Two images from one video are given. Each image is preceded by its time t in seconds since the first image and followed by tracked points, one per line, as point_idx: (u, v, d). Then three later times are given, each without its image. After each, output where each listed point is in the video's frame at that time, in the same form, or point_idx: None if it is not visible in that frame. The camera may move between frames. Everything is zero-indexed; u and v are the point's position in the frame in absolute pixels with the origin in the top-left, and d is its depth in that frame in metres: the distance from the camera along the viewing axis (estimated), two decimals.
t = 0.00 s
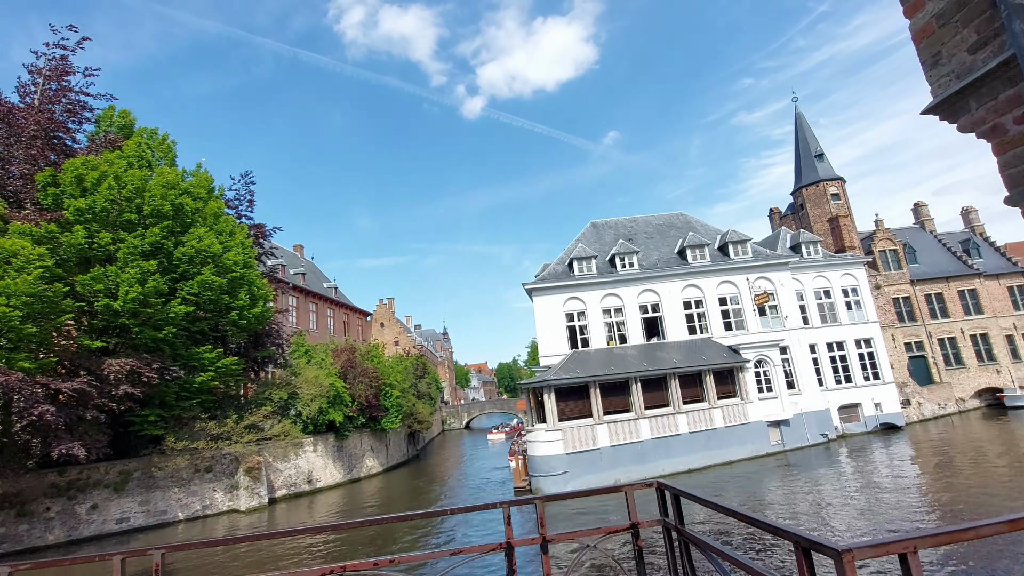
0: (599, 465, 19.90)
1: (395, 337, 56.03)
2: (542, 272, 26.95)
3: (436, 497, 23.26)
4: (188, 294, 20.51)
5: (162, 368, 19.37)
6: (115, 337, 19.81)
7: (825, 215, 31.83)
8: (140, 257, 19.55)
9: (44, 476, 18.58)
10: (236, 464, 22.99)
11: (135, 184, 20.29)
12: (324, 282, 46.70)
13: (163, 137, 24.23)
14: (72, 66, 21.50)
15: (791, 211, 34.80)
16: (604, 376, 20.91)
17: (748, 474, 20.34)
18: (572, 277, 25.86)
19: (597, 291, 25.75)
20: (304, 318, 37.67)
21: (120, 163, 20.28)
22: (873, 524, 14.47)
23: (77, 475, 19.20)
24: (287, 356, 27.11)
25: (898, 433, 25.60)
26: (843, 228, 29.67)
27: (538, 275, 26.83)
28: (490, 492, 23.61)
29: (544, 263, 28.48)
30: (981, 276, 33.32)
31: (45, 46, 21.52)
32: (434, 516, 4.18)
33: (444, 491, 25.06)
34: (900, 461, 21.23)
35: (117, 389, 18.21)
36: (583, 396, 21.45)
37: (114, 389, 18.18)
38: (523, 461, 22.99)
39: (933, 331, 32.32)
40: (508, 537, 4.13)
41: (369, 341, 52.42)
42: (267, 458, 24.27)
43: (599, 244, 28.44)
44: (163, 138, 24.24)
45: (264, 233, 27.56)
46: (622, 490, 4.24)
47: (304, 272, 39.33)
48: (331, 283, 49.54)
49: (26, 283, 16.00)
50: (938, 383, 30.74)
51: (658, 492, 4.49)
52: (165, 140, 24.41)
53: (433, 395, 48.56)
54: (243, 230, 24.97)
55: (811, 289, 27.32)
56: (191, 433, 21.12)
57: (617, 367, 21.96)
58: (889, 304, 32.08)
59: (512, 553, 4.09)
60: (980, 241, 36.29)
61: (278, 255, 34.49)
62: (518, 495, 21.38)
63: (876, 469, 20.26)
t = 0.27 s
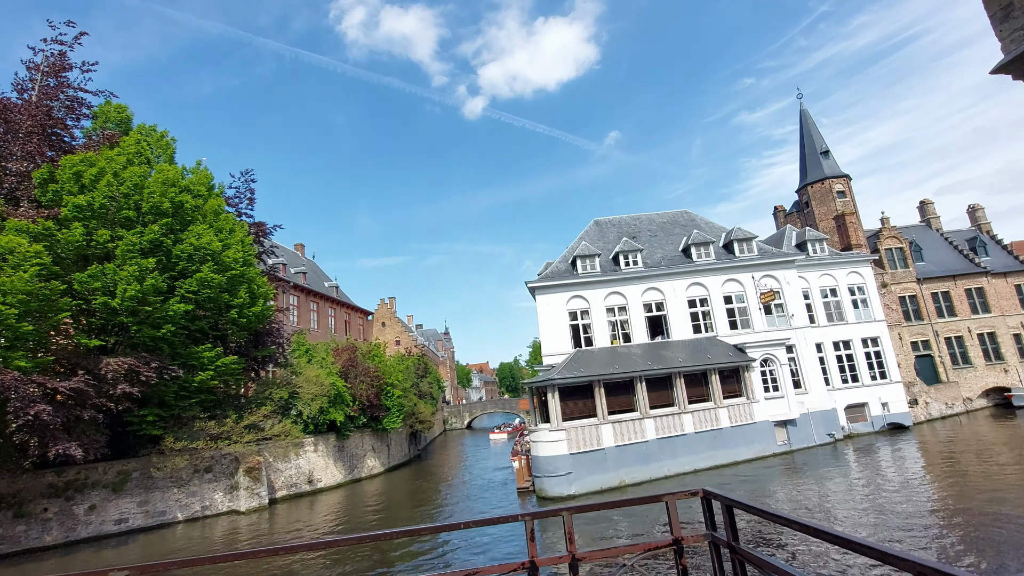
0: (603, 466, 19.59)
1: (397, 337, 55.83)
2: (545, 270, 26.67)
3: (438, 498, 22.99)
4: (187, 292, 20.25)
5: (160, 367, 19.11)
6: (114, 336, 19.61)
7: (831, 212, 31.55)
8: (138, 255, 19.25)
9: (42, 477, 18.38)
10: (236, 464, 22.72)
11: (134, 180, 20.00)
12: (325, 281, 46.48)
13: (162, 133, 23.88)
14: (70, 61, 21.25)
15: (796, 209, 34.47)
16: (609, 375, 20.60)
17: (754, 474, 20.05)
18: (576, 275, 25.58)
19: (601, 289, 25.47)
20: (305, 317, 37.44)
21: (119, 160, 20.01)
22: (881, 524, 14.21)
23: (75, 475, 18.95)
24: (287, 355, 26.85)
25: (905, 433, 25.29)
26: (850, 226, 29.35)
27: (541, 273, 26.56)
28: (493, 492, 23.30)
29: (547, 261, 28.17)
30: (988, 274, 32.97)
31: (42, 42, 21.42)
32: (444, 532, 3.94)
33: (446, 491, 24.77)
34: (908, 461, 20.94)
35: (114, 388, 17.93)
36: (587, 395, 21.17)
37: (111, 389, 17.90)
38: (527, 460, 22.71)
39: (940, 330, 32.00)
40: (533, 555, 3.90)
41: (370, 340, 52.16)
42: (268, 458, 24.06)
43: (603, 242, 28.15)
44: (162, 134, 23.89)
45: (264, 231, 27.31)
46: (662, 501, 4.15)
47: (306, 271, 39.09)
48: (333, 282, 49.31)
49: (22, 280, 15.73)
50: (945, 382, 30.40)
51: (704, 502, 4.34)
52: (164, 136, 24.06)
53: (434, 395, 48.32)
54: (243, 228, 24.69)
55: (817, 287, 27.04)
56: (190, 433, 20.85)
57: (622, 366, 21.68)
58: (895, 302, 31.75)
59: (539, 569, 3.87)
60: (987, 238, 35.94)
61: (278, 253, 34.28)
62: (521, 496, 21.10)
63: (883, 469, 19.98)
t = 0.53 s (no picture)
0: (606, 466, 19.34)
1: (398, 336, 55.59)
2: (547, 269, 26.44)
3: (439, 498, 22.74)
4: (185, 290, 20.02)
5: (158, 367, 18.88)
6: (112, 335, 19.43)
7: (835, 211, 31.31)
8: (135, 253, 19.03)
9: (38, 477, 18.20)
10: (235, 464, 22.46)
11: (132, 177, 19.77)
12: (326, 281, 46.28)
13: (159, 129, 23.59)
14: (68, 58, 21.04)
15: (800, 208, 34.21)
16: (612, 375, 20.36)
17: (759, 475, 19.78)
18: (579, 273, 25.33)
19: (603, 287, 25.23)
20: (305, 316, 37.21)
21: (117, 157, 19.79)
22: (888, 525, 13.98)
23: (72, 475, 18.75)
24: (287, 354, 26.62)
25: (911, 433, 25.00)
26: (855, 224, 29.09)
27: (543, 272, 26.33)
28: (494, 493, 23.04)
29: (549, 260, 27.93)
30: (994, 273, 32.68)
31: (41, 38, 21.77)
32: (450, 551, 3.78)
33: (448, 492, 24.51)
34: (914, 461, 20.69)
35: (111, 388, 17.72)
36: (590, 394, 20.92)
37: (108, 389, 17.68)
38: (529, 460, 22.46)
39: (945, 329, 31.70)
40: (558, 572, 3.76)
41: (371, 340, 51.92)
42: (267, 458, 23.84)
43: (605, 240, 27.91)
44: (159, 130, 23.59)
45: (264, 229, 27.09)
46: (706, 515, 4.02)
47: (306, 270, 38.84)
48: (333, 281, 49.09)
49: (17, 278, 15.52)
50: (951, 382, 30.13)
51: (753, 515, 4.12)
52: (161, 132, 23.79)
53: (436, 395, 48.06)
54: (243, 225, 24.46)
55: (821, 286, 26.77)
56: (189, 433, 20.62)
57: (625, 366, 21.45)
58: (900, 301, 31.46)
59: None
60: (993, 237, 35.64)
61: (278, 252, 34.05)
62: (523, 498, 20.84)
63: (889, 470, 19.73)
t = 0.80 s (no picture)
0: (609, 466, 19.12)
1: (398, 336, 55.33)
2: (548, 267, 26.19)
3: (440, 499, 22.52)
4: (183, 289, 19.81)
5: (156, 366, 18.64)
6: (109, 333, 19.23)
7: (839, 209, 31.08)
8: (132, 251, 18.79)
9: (34, 477, 17.97)
10: (234, 464, 22.24)
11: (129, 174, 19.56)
12: (326, 280, 46.04)
13: (157, 126, 23.35)
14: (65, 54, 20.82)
15: (803, 206, 33.95)
16: (615, 374, 20.11)
17: (764, 475, 19.56)
18: (581, 272, 25.09)
19: (606, 286, 24.98)
20: (305, 316, 36.97)
21: (114, 154, 19.55)
22: (894, 526, 13.80)
23: (68, 476, 18.51)
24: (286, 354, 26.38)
25: (916, 433, 24.77)
26: (859, 222, 28.85)
27: (545, 270, 26.08)
28: (496, 494, 22.78)
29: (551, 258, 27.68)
30: (999, 271, 32.44)
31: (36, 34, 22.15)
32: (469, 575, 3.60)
33: (448, 492, 24.27)
34: (919, 461, 20.49)
35: (107, 387, 17.48)
36: (593, 394, 20.68)
37: (105, 388, 17.44)
38: (531, 461, 22.21)
39: (950, 328, 31.48)
40: None
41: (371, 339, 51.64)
42: (266, 458, 23.61)
43: (607, 238, 27.67)
44: (156, 127, 23.35)
45: (263, 227, 26.86)
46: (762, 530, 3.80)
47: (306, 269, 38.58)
48: (333, 281, 48.84)
49: (12, 276, 15.29)
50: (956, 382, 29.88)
51: (817, 529, 3.87)
52: (159, 129, 23.56)
53: (436, 395, 47.81)
54: (242, 223, 24.24)
55: (826, 285, 26.54)
56: (187, 433, 20.36)
57: (628, 365, 21.21)
58: (905, 300, 31.22)
59: None
60: (997, 236, 35.41)
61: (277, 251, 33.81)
62: (525, 498, 20.60)
63: (894, 469, 19.53)
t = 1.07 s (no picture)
0: (613, 467, 18.90)
1: (399, 336, 55.12)
2: (550, 266, 25.97)
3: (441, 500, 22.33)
4: (182, 287, 19.61)
5: (154, 366, 18.42)
6: (107, 333, 19.02)
7: (843, 208, 30.86)
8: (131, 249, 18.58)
9: (32, 478, 17.78)
10: (233, 465, 22.05)
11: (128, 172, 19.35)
12: (326, 279, 45.81)
13: (155, 123, 23.15)
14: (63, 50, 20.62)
15: (807, 205, 33.70)
16: (618, 374, 19.88)
17: (769, 476, 19.34)
18: (583, 271, 24.86)
19: (608, 285, 24.76)
20: (305, 315, 36.77)
21: (112, 151, 19.35)
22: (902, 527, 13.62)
23: (66, 476, 18.33)
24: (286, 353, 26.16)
25: (922, 433, 24.55)
26: (863, 221, 28.62)
27: (547, 269, 25.85)
28: (497, 495, 22.54)
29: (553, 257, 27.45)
30: (1004, 270, 32.20)
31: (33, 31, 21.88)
32: None
33: (450, 493, 24.05)
34: (924, 461, 20.29)
35: (105, 387, 17.23)
36: (595, 393, 20.46)
37: (102, 388, 17.21)
38: (533, 461, 21.99)
39: (955, 328, 31.24)
40: None
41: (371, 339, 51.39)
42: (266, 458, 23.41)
43: (609, 237, 27.44)
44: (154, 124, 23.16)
45: (263, 226, 26.67)
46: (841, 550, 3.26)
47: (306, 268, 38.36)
48: (333, 280, 48.63)
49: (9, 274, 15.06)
50: (961, 381, 29.65)
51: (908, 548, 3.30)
52: (157, 127, 23.37)
53: (437, 395, 47.60)
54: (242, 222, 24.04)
55: (830, 284, 26.32)
56: (187, 434, 20.15)
57: (631, 364, 20.99)
58: (909, 300, 30.99)
59: None
60: (1002, 235, 35.17)
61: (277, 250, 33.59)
62: (527, 499, 20.39)
63: (900, 470, 19.32)
